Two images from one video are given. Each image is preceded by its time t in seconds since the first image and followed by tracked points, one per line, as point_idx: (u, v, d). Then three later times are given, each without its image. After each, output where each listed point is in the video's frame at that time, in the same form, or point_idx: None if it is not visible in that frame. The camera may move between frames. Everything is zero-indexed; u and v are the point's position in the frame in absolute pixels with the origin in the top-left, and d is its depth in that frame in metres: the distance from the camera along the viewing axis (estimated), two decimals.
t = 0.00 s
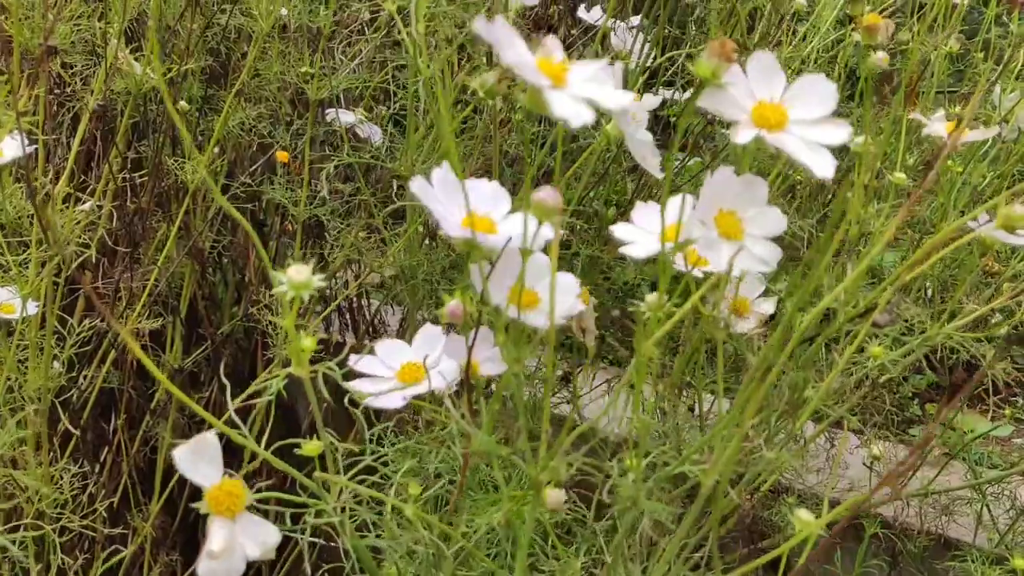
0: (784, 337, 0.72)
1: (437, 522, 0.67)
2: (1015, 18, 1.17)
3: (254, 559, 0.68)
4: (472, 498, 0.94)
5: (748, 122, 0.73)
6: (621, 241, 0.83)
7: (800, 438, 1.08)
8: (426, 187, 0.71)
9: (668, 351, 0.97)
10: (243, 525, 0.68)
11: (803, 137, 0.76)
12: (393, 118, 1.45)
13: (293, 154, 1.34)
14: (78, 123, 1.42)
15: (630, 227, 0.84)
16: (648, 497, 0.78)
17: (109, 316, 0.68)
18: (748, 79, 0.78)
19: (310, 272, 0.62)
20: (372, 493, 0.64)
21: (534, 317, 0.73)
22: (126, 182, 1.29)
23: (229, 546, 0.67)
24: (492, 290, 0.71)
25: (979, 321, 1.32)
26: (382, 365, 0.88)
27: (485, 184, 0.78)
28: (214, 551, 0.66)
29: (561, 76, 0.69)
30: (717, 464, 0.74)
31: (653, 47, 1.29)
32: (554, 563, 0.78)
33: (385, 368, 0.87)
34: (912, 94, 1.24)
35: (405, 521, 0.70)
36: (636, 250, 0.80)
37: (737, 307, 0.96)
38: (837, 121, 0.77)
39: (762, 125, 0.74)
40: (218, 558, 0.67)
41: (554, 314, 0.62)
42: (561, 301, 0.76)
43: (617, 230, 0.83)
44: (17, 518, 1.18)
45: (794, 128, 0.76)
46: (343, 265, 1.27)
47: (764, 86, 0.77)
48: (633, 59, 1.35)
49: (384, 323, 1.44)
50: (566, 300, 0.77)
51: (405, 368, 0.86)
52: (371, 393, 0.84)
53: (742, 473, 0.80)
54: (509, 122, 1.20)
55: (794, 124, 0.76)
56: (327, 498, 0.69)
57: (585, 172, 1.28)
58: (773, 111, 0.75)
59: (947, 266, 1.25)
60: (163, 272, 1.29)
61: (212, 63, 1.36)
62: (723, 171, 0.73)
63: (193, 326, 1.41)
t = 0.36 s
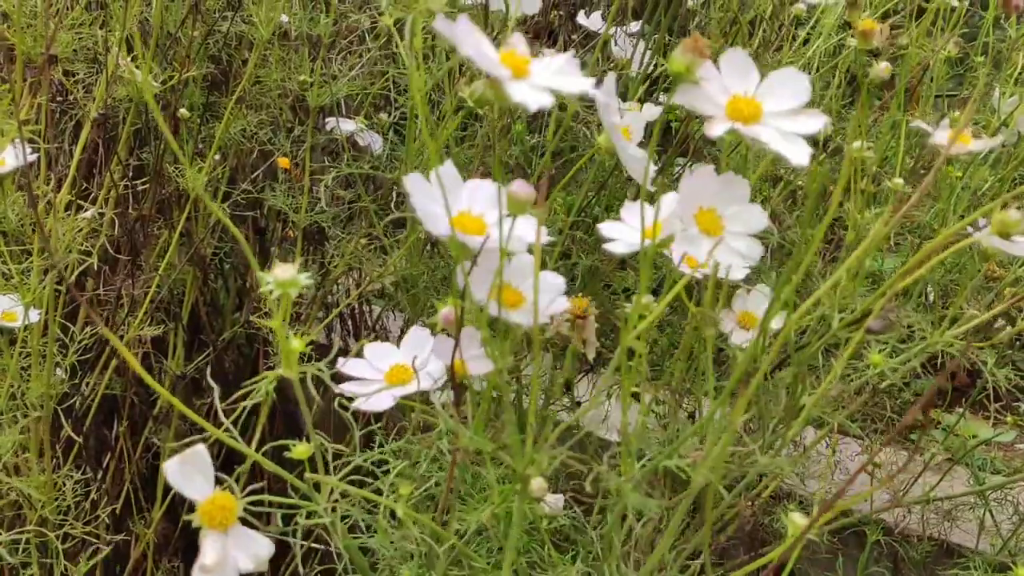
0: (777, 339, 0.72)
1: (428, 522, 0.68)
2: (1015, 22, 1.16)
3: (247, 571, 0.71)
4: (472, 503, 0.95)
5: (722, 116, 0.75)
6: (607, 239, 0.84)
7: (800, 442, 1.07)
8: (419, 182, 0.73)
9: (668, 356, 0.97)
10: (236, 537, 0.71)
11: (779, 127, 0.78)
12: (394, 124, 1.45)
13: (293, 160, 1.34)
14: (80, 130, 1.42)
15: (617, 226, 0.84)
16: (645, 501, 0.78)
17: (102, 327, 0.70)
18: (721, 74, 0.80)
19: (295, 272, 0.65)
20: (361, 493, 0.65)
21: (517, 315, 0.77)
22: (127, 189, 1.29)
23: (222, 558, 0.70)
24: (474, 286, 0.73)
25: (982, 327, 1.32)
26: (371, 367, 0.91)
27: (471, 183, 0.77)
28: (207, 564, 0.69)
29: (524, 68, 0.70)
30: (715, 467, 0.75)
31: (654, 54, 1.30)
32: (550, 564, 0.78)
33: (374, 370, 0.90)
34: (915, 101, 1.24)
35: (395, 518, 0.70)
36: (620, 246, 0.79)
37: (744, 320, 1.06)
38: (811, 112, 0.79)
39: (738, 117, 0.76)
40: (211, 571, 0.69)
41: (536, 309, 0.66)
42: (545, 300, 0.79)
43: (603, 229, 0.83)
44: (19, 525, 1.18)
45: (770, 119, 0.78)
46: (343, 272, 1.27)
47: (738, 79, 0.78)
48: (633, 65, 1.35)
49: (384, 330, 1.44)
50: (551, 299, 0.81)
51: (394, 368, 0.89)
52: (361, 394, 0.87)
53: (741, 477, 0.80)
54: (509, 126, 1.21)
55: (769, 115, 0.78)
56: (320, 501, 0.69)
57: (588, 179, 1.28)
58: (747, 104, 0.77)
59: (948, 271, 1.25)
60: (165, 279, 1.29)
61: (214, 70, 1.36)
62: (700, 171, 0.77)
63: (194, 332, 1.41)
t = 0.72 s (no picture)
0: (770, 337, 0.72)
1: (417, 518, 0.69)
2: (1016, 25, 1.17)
3: (242, 559, 0.72)
4: (471, 504, 0.95)
5: (698, 105, 0.76)
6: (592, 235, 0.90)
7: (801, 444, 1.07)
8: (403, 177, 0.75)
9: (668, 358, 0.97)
10: (231, 527, 0.73)
11: (755, 113, 0.79)
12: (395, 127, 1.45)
13: (294, 164, 1.34)
14: (81, 134, 1.42)
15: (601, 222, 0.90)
16: (643, 502, 0.78)
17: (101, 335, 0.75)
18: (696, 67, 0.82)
19: (280, 271, 0.66)
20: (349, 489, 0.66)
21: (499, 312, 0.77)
22: (129, 193, 1.29)
23: (217, 546, 0.72)
24: (456, 279, 0.75)
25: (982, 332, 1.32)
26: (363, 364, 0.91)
27: (455, 180, 0.82)
28: (202, 552, 0.71)
29: (504, 59, 0.73)
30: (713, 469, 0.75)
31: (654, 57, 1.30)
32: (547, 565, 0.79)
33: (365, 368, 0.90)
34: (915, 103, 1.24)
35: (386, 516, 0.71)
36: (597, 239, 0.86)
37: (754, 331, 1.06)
38: (784, 99, 0.81)
39: (713, 105, 0.76)
40: (207, 558, 0.71)
41: (520, 300, 0.64)
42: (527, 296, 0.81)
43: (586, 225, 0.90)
44: (20, 529, 1.19)
45: (747, 105, 0.80)
46: (343, 275, 1.27)
47: (713, 69, 0.81)
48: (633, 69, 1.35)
49: (385, 334, 1.44)
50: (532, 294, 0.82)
51: (387, 365, 0.89)
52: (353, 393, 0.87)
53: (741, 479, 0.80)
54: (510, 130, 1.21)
55: (746, 102, 0.80)
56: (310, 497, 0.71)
57: (589, 182, 1.28)
58: (721, 93, 0.77)
59: (948, 273, 1.25)
60: (166, 283, 1.29)
61: (215, 74, 1.36)
62: (679, 165, 0.77)
63: (195, 336, 1.41)
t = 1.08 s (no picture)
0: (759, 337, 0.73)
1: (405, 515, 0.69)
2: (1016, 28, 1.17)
3: (232, 540, 0.71)
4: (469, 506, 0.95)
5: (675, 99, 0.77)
6: (575, 236, 0.87)
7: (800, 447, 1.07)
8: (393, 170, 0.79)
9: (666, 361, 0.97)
10: (221, 508, 0.72)
11: (731, 109, 0.79)
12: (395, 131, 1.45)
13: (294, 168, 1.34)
14: (81, 138, 1.42)
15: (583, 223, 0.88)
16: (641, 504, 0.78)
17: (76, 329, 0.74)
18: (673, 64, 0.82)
19: (260, 269, 0.67)
20: (336, 485, 0.67)
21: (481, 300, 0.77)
22: (129, 197, 1.29)
23: (206, 527, 0.70)
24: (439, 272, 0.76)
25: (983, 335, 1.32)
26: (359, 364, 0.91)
27: (436, 179, 0.88)
28: (191, 533, 0.69)
29: (490, 53, 0.72)
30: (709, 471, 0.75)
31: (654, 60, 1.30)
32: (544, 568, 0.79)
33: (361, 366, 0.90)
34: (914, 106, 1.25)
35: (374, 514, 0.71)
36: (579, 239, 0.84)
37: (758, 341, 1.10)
38: (764, 92, 0.80)
39: (691, 101, 0.76)
40: (196, 539, 0.70)
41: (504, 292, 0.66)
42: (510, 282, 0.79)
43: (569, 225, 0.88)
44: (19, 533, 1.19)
45: (721, 101, 0.79)
46: (342, 279, 1.27)
47: (689, 65, 0.80)
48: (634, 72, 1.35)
49: (385, 337, 1.44)
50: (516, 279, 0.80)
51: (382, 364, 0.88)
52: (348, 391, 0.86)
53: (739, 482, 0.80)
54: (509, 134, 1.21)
55: (720, 97, 0.79)
56: (300, 494, 0.71)
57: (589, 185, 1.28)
58: (699, 89, 0.78)
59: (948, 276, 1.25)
60: (165, 287, 1.29)
61: (214, 78, 1.36)
62: (653, 160, 0.77)
63: (195, 340, 1.41)
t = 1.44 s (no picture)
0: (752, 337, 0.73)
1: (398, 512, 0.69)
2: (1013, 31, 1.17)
3: (213, 535, 0.69)
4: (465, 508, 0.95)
5: (657, 97, 0.77)
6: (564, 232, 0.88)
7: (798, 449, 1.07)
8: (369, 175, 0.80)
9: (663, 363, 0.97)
10: (203, 503, 0.70)
11: (713, 104, 0.79)
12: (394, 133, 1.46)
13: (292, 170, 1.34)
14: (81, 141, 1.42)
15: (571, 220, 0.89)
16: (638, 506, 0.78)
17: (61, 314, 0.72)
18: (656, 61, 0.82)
19: (249, 262, 0.66)
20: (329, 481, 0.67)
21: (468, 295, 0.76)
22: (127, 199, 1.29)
23: (187, 521, 0.69)
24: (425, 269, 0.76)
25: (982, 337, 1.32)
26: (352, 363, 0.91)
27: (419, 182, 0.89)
28: (172, 526, 0.68)
29: (466, 50, 0.73)
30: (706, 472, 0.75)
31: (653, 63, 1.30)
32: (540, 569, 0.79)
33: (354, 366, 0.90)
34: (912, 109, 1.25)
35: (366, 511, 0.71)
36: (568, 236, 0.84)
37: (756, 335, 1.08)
38: (746, 87, 0.80)
39: (670, 98, 0.77)
40: (177, 533, 0.68)
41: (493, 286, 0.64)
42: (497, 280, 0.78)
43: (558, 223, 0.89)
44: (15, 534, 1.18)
45: (703, 97, 0.79)
46: (340, 280, 1.27)
47: (670, 62, 0.80)
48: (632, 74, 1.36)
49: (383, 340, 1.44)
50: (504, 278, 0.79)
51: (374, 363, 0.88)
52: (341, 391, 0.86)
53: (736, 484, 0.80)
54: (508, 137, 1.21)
55: (703, 93, 0.79)
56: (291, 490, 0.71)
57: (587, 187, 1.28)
58: (682, 86, 0.78)
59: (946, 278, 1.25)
60: (164, 289, 1.29)
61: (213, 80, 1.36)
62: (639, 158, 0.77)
63: (194, 341, 1.41)
